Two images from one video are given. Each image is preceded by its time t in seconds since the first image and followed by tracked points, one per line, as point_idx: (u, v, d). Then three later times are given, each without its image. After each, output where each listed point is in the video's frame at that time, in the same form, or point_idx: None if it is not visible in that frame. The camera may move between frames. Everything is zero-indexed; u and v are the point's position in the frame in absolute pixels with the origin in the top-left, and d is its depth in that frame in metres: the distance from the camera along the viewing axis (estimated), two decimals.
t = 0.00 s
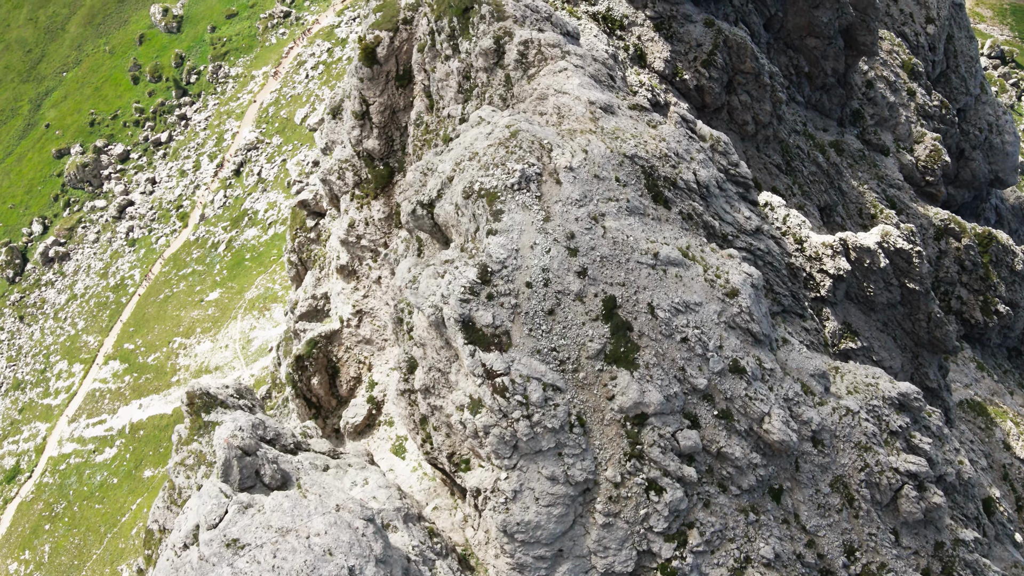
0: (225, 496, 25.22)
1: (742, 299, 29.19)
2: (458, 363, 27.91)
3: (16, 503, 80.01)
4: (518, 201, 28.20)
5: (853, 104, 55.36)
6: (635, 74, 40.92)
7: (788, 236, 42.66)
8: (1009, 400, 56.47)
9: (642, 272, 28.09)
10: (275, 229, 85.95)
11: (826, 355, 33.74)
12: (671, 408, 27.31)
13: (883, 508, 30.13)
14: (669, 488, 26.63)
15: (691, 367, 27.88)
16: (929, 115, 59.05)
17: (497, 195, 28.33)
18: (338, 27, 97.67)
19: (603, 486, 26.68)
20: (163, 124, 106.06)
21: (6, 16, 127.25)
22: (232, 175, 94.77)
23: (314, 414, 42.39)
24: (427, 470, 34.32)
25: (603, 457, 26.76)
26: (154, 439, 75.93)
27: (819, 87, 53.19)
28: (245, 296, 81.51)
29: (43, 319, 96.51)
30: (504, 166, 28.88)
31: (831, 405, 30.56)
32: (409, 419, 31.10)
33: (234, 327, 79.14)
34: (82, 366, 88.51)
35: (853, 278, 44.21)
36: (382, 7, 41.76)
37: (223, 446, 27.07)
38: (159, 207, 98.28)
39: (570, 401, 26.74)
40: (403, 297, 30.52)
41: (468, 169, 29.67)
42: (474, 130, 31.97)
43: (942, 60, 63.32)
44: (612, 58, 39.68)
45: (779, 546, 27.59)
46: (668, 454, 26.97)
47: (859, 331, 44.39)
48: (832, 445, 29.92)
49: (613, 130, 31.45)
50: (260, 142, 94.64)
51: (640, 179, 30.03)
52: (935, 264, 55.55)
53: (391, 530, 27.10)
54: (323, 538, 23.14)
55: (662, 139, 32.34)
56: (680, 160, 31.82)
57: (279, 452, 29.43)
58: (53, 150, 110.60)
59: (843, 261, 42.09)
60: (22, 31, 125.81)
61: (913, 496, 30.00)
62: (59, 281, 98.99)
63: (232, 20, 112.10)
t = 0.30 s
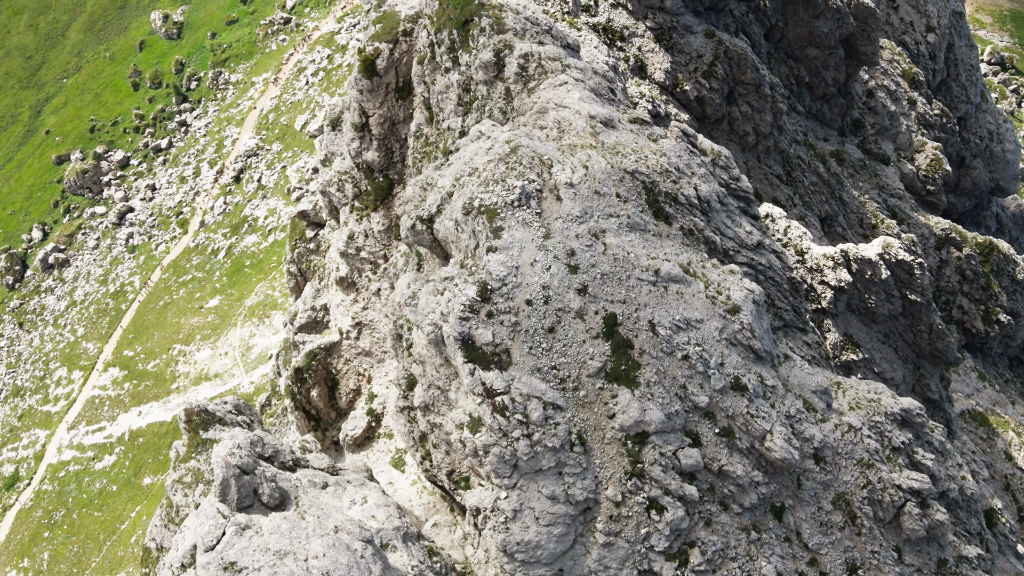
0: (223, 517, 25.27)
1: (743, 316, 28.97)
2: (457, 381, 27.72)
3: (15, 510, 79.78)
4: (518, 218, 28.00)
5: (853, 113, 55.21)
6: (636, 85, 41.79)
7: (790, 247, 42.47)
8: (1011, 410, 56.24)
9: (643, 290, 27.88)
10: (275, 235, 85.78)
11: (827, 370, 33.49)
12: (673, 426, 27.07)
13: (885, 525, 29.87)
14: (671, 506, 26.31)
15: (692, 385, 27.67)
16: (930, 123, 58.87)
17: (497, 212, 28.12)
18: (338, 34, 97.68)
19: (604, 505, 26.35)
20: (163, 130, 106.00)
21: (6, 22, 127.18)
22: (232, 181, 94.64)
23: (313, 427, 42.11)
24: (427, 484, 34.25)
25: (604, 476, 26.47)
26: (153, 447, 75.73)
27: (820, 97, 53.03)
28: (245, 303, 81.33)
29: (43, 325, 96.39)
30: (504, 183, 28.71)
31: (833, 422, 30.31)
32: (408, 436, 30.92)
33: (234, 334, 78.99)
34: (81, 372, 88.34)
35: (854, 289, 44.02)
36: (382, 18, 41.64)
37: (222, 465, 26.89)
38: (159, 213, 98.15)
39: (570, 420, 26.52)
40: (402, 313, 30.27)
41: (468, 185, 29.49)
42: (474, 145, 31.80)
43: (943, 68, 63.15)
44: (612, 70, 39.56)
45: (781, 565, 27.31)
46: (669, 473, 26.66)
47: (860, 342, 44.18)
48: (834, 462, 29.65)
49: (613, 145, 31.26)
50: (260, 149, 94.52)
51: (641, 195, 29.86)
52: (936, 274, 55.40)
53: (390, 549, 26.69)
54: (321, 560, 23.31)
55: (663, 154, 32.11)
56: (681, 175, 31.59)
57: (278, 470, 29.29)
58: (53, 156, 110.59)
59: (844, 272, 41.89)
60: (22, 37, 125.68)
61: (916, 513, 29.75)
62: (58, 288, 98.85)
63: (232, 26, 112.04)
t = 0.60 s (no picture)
0: (220, 538, 25.60)
1: (744, 332, 28.79)
2: (457, 399, 27.53)
3: (14, 518, 79.50)
4: (518, 235, 27.83)
5: (854, 123, 55.05)
6: (635, 96, 41.75)
7: (791, 259, 42.29)
8: (1012, 419, 55.99)
9: (643, 306, 27.71)
10: (275, 242, 85.66)
11: (829, 385, 33.31)
12: (674, 444, 26.79)
13: (888, 542, 29.58)
14: (672, 525, 25.93)
15: (693, 402, 27.44)
16: (931, 132, 58.69)
17: (496, 228, 27.97)
18: (338, 40, 97.80)
19: (604, 524, 25.95)
20: (163, 136, 105.99)
21: (7, 28, 127.07)
22: (232, 188, 94.51)
23: (313, 439, 42.09)
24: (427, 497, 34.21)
25: (604, 495, 26.13)
26: (152, 454, 75.47)
27: (820, 106, 52.85)
28: (245, 310, 81.17)
29: (42, 332, 96.24)
30: (504, 199, 28.53)
31: (835, 438, 30.06)
32: (407, 453, 30.59)
33: (234, 341, 78.80)
34: (81, 379, 88.12)
35: (856, 300, 43.82)
36: (382, 30, 41.56)
37: (220, 484, 26.64)
38: (159, 220, 98.01)
39: (571, 438, 26.27)
40: (401, 329, 30.03)
41: (468, 201, 29.34)
42: (474, 159, 31.67)
43: (943, 76, 62.98)
44: (612, 82, 39.43)
45: None
46: (670, 491, 26.30)
47: (862, 353, 43.94)
48: (836, 479, 29.33)
49: (614, 160, 31.07)
50: (260, 155, 94.47)
51: (642, 210, 29.70)
52: (937, 283, 55.20)
53: (389, 569, 26.23)
54: None
55: (664, 168, 31.93)
56: (682, 190, 31.42)
57: (276, 487, 29.05)
58: (53, 162, 110.55)
59: (846, 284, 41.67)
60: (22, 43, 125.62)
61: (919, 530, 29.45)
62: (58, 294, 98.69)
63: (232, 32, 112.09)
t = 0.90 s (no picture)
0: (218, 560, 25.72)
1: (746, 349, 28.57)
2: (456, 418, 27.35)
3: (13, 525, 79.31)
4: (518, 252, 27.64)
5: (854, 132, 54.88)
6: (636, 107, 41.70)
7: (792, 270, 42.11)
8: (1014, 429, 55.68)
9: (645, 324, 27.51)
10: (275, 249, 85.47)
11: (831, 400, 33.07)
12: (675, 463, 26.54)
13: (891, 560, 29.27)
14: (673, 545, 25.68)
15: (695, 421, 27.21)
16: (931, 141, 58.51)
17: (497, 245, 27.79)
18: (338, 47, 97.86)
19: (605, 544, 25.68)
20: (163, 143, 105.94)
21: (7, 34, 127.05)
22: (232, 195, 94.42)
23: (312, 452, 41.97)
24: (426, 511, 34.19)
25: (605, 514, 25.89)
26: (152, 461, 75.22)
27: (820, 116, 52.66)
28: (245, 317, 81.00)
29: (42, 338, 96.11)
30: (503, 216, 28.37)
31: (837, 455, 29.77)
32: (408, 471, 30.64)
33: (233, 348, 78.62)
34: (80, 386, 87.93)
35: (857, 312, 43.64)
36: (382, 41, 41.46)
37: (217, 504, 26.46)
38: (159, 226, 97.85)
39: (571, 458, 26.05)
40: (400, 346, 29.84)
41: (468, 217, 29.20)
42: (474, 174, 31.52)
43: (944, 85, 62.79)
44: (613, 95, 39.29)
45: None
46: (671, 511, 26.03)
47: (863, 365, 43.70)
48: (839, 497, 28.99)
49: (615, 175, 30.89)
50: (260, 161, 94.37)
51: (643, 226, 29.53)
52: (938, 293, 54.99)
53: None
54: None
55: (665, 183, 31.71)
56: (683, 205, 31.19)
57: (274, 506, 28.85)
58: (53, 169, 110.53)
59: (847, 295, 41.47)
60: (22, 49, 125.61)
61: (923, 548, 29.14)
62: (58, 301, 98.57)
63: (232, 39, 112.08)
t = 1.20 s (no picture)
0: None
1: (748, 367, 28.31)
2: (456, 437, 27.13)
3: (12, 533, 78.99)
4: (519, 270, 27.46)
5: (855, 142, 54.70)
6: (637, 119, 41.46)
7: (793, 283, 41.86)
8: (1016, 439, 55.37)
9: (646, 342, 27.30)
10: (275, 256, 85.34)
11: (833, 416, 32.80)
12: (677, 482, 26.15)
13: None
14: (675, 566, 25.40)
15: (696, 439, 26.85)
16: (932, 150, 58.39)
17: (497, 263, 27.63)
18: (338, 54, 98.03)
19: (607, 565, 25.43)
20: (163, 149, 105.90)
21: (7, 41, 126.98)
22: (232, 201, 94.29)
23: (311, 465, 41.68)
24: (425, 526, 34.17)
25: (606, 534, 25.61)
26: (151, 469, 74.94)
27: (821, 126, 52.49)
28: (245, 325, 80.84)
29: (42, 345, 95.94)
30: (504, 233, 28.21)
31: (840, 473, 29.43)
32: (407, 489, 30.53)
33: (233, 356, 78.46)
34: (79, 394, 87.68)
35: (858, 324, 43.41)
36: (381, 53, 41.35)
37: (215, 524, 26.37)
38: (159, 233, 97.76)
39: (572, 477, 25.78)
40: (400, 364, 29.72)
41: (468, 234, 29.04)
42: (474, 190, 31.36)
43: (944, 94, 62.62)
44: (614, 108, 39.11)
45: None
46: (673, 531, 25.73)
47: (865, 377, 43.43)
48: (842, 515, 28.67)
49: (616, 190, 30.70)
50: (260, 168, 94.30)
51: (644, 243, 29.35)
52: (939, 302, 54.80)
53: None
54: None
55: (666, 199, 31.47)
56: (685, 221, 30.97)
57: (273, 524, 28.74)
58: (53, 175, 110.45)
59: (849, 308, 41.20)
60: (22, 56, 125.65)
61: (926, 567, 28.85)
62: (57, 308, 98.39)
63: (232, 46, 112.15)
